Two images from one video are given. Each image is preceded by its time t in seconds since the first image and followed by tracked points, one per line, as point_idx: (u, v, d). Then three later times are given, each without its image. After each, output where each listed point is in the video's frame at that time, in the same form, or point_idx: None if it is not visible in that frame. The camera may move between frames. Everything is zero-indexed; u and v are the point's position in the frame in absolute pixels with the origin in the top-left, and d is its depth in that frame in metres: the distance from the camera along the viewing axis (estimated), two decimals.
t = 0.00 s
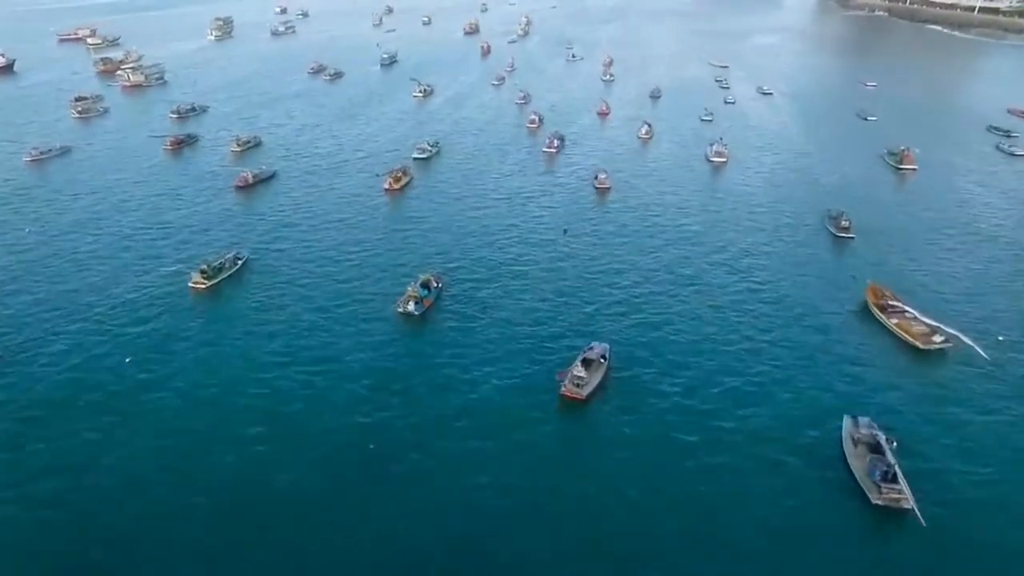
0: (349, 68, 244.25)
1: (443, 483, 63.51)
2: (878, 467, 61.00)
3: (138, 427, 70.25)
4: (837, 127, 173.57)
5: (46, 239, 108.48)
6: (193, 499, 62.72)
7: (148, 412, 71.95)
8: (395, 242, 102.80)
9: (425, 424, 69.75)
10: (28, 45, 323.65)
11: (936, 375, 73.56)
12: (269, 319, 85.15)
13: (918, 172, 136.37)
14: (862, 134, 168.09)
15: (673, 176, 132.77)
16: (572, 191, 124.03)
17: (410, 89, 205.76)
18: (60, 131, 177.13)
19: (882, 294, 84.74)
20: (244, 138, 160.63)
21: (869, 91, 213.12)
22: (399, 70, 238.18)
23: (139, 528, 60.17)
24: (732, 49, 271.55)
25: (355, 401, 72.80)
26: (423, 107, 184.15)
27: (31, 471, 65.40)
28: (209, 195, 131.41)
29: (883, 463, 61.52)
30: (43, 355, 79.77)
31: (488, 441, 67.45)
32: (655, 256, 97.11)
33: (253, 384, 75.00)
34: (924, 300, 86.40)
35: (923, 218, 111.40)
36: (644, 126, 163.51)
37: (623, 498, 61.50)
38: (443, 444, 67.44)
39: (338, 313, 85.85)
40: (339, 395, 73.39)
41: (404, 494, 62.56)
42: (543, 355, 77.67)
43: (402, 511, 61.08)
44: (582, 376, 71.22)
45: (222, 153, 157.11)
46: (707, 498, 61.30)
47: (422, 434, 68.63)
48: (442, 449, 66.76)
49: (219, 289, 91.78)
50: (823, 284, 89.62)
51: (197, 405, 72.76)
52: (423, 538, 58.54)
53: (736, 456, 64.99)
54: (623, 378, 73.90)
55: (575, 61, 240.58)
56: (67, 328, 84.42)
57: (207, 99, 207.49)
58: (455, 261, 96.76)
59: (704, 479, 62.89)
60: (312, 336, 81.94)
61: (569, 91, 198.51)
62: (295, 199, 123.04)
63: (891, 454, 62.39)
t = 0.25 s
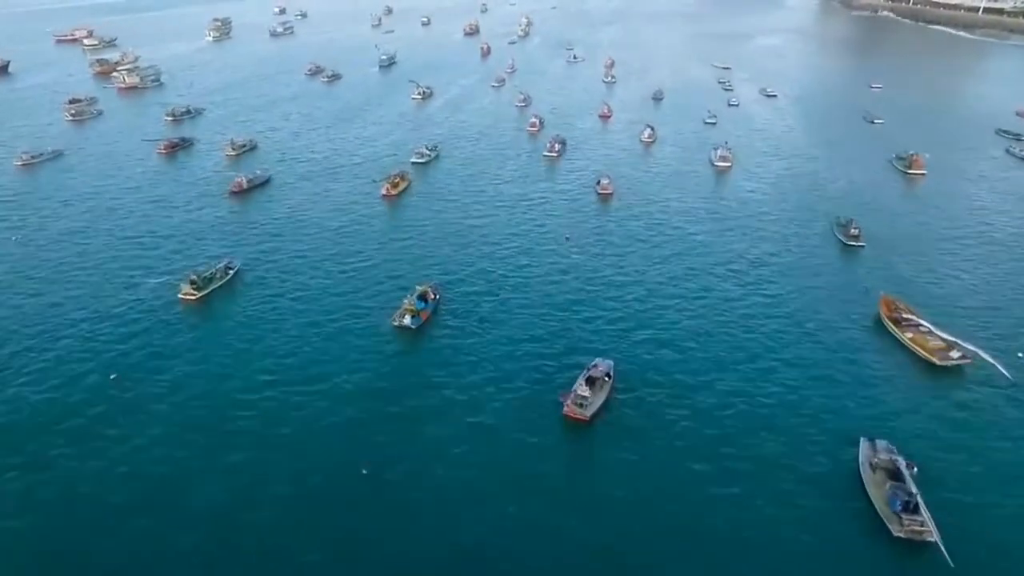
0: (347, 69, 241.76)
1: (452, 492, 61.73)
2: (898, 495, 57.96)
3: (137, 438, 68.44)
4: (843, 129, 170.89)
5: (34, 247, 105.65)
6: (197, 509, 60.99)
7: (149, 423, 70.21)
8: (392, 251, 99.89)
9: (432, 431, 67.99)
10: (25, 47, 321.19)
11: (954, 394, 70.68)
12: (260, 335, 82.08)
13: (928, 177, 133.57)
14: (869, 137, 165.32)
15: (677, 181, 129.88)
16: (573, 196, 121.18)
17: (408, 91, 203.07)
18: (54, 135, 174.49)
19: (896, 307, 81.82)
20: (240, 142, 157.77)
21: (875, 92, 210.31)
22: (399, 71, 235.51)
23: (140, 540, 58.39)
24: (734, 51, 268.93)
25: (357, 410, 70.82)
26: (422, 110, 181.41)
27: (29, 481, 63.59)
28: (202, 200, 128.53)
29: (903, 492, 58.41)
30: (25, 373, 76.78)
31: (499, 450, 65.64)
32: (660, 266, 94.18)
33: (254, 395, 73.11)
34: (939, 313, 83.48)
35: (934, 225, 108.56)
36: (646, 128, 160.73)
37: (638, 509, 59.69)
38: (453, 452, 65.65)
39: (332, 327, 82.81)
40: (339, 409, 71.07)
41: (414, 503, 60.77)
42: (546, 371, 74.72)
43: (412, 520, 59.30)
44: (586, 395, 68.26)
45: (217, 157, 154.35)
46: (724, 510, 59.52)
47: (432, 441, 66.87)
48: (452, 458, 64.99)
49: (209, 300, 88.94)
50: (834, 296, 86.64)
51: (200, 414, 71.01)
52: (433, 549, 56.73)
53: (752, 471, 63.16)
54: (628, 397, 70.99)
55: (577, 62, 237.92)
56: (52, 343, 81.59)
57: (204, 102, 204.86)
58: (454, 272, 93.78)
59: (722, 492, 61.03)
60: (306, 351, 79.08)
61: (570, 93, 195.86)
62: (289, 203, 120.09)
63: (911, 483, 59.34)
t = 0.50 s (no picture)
0: (346, 71, 238.48)
1: (450, 507, 59.94)
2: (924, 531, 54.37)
3: (131, 443, 67.64)
4: (849, 133, 167.81)
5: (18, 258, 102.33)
6: (194, 513, 60.38)
7: (141, 428, 69.39)
8: (389, 262, 96.71)
9: (430, 433, 67.39)
10: (20, 48, 317.84)
11: (977, 417, 67.33)
12: (251, 352, 78.96)
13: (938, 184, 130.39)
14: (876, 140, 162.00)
15: (681, 187, 126.69)
16: (575, 203, 117.82)
17: (407, 93, 199.79)
18: (45, 139, 171.19)
19: (912, 322, 78.47)
20: (234, 146, 154.62)
21: (881, 94, 207.13)
22: (398, 73, 232.23)
23: (137, 545, 57.70)
24: (737, 53, 265.71)
25: (353, 425, 68.79)
26: (420, 113, 178.08)
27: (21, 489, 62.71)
28: (195, 206, 125.36)
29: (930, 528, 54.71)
30: (6, 393, 73.66)
31: (497, 451, 65.04)
32: (665, 279, 91.01)
33: (248, 400, 72.36)
34: (957, 329, 80.13)
35: (947, 234, 105.24)
36: (649, 132, 157.55)
37: (639, 510, 59.02)
38: (451, 452, 65.14)
39: (325, 345, 79.53)
40: (336, 415, 70.03)
41: (414, 503, 60.26)
42: (547, 391, 71.65)
43: (413, 521, 58.81)
44: (590, 419, 65.03)
45: (210, 162, 151.02)
46: (726, 511, 58.87)
47: (430, 442, 66.33)
48: (450, 459, 64.46)
49: (197, 315, 85.61)
50: (847, 311, 83.39)
51: (193, 418, 70.27)
52: (434, 549, 56.24)
53: (754, 472, 62.38)
54: (634, 420, 67.65)
55: (578, 64, 234.67)
56: (32, 361, 78.26)
57: (199, 105, 201.59)
58: (453, 284, 90.61)
59: (723, 493, 60.36)
60: (297, 366, 76.57)
61: (572, 96, 192.56)
62: (284, 210, 116.88)
63: (937, 517, 55.80)
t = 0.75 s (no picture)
0: (344, 72, 235.53)
1: (449, 539, 56.84)
2: (952, 567, 51.25)
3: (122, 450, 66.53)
4: (856, 135, 164.85)
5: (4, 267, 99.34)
6: (188, 519, 59.40)
7: (133, 435, 68.29)
8: (385, 272, 93.71)
9: (426, 440, 66.43)
10: (15, 49, 314.84)
11: (1000, 441, 64.41)
12: (241, 370, 76.10)
13: (948, 189, 127.42)
14: (883, 144, 159.13)
15: (686, 191, 123.64)
16: (577, 209, 114.92)
17: (405, 95, 196.92)
18: (38, 143, 168.22)
19: (928, 336, 75.53)
20: (229, 150, 151.69)
21: (886, 96, 204.22)
22: (397, 74, 229.38)
23: (130, 552, 56.67)
24: (738, 53, 262.76)
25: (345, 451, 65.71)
26: (419, 116, 175.20)
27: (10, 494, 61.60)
28: (188, 213, 122.40)
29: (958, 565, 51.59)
30: None
31: (496, 459, 64.10)
32: (670, 292, 88.10)
33: (242, 407, 71.26)
34: (976, 343, 77.22)
35: (960, 242, 102.37)
36: (652, 135, 154.56)
37: (641, 518, 57.96)
38: (449, 460, 64.23)
39: (319, 361, 76.56)
40: (330, 432, 67.74)
41: (412, 510, 59.41)
42: (549, 413, 68.87)
43: (411, 528, 57.96)
44: (596, 443, 62.03)
45: (204, 167, 148.06)
46: (738, 544, 55.81)
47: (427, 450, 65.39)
48: (448, 467, 63.57)
49: (185, 329, 82.52)
50: (861, 324, 80.38)
51: (186, 425, 69.22)
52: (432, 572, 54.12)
53: (757, 481, 61.29)
54: (640, 444, 64.69)
55: (579, 65, 231.82)
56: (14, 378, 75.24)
57: (194, 107, 198.57)
58: (452, 296, 87.64)
59: (731, 515, 58.20)
60: (290, 382, 74.18)
61: (572, 98, 189.67)
62: (278, 216, 113.87)
63: (965, 551, 52.72)
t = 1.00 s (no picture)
0: (341, 74, 232.17)
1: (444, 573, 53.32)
2: None
3: (111, 455, 64.71)
4: (863, 138, 161.39)
5: None
6: (173, 537, 56.88)
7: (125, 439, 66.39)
8: (380, 282, 90.09)
9: (428, 451, 63.98)
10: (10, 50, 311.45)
11: None
12: (229, 386, 72.44)
13: (961, 196, 123.98)
14: (892, 147, 155.82)
15: (691, 199, 120.09)
16: (580, 215, 111.61)
17: (403, 98, 193.66)
18: (29, 148, 164.91)
19: (948, 355, 72.25)
20: (223, 155, 148.15)
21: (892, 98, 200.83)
22: (396, 76, 225.99)
23: (101, 566, 54.70)
24: (740, 55, 259.43)
25: (336, 474, 62.21)
26: (417, 119, 171.90)
27: None
28: (178, 219, 118.78)
29: None
30: None
31: (499, 473, 61.63)
32: (678, 300, 84.35)
33: (239, 413, 69.06)
34: (997, 361, 73.94)
35: (976, 251, 99.10)
36: (655, 139, 151.00)
37: (645, 541, 55.42)
38: (450, 474, 61.83)
39: (311, 378, 73.18)
40: (321, 454, 64.26)
41: (404, 527, 57.04)
42: (552, 434, 65.34)
43: (404, 560, 54.41)
44: (601, 473, 58.68)
45: (198, 172, 144.71)
46: None
47: (427, 462, 62.96)
48: (448, 481, 61.14)
49: (172, 342, 79.05)
50: (877, 342, 76.88)
51: (181, 431, 67.23)
52: None
53: (771, 501, 58.83)
54: (648, 471, 61.38)
55: (580, 67, 228.46)
56: None
57: (189, 109, 195.17)
58: (449, 306, 83.97)
59: (745, 549, 54.77)
60: (283, 398, 70.70)
61: (574, 101, 186.41)
62: (271, 224, 110.29)
63: None
